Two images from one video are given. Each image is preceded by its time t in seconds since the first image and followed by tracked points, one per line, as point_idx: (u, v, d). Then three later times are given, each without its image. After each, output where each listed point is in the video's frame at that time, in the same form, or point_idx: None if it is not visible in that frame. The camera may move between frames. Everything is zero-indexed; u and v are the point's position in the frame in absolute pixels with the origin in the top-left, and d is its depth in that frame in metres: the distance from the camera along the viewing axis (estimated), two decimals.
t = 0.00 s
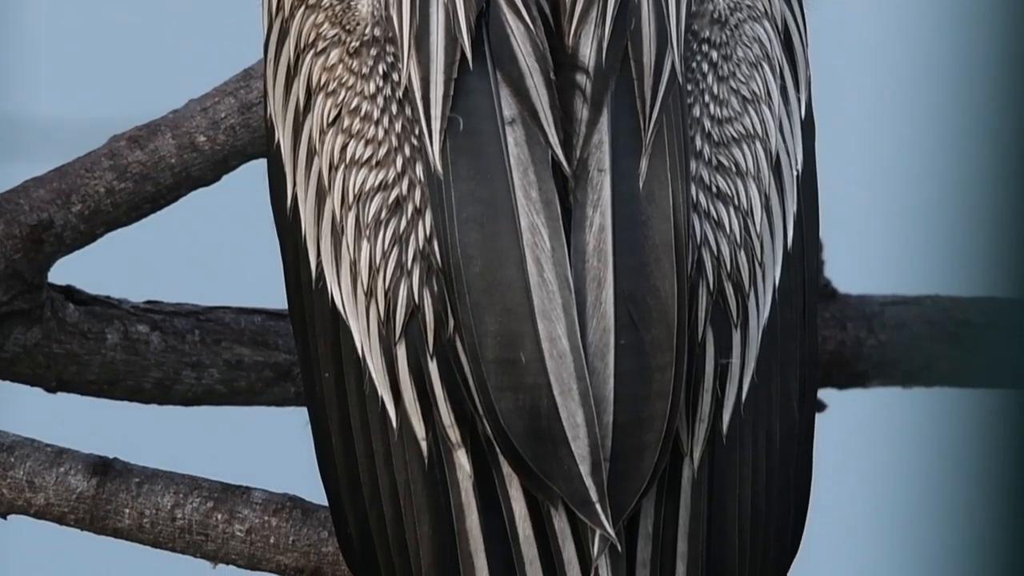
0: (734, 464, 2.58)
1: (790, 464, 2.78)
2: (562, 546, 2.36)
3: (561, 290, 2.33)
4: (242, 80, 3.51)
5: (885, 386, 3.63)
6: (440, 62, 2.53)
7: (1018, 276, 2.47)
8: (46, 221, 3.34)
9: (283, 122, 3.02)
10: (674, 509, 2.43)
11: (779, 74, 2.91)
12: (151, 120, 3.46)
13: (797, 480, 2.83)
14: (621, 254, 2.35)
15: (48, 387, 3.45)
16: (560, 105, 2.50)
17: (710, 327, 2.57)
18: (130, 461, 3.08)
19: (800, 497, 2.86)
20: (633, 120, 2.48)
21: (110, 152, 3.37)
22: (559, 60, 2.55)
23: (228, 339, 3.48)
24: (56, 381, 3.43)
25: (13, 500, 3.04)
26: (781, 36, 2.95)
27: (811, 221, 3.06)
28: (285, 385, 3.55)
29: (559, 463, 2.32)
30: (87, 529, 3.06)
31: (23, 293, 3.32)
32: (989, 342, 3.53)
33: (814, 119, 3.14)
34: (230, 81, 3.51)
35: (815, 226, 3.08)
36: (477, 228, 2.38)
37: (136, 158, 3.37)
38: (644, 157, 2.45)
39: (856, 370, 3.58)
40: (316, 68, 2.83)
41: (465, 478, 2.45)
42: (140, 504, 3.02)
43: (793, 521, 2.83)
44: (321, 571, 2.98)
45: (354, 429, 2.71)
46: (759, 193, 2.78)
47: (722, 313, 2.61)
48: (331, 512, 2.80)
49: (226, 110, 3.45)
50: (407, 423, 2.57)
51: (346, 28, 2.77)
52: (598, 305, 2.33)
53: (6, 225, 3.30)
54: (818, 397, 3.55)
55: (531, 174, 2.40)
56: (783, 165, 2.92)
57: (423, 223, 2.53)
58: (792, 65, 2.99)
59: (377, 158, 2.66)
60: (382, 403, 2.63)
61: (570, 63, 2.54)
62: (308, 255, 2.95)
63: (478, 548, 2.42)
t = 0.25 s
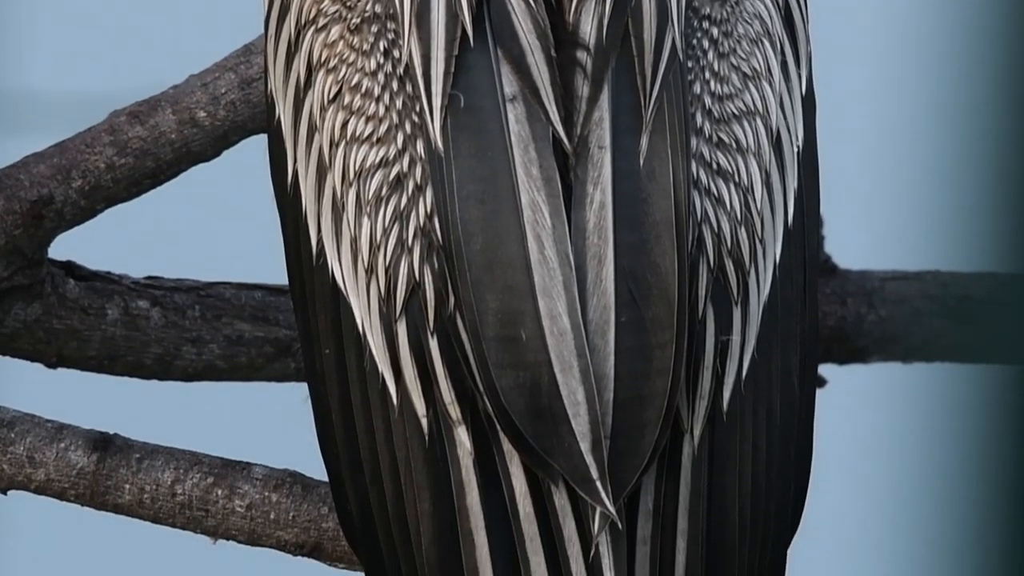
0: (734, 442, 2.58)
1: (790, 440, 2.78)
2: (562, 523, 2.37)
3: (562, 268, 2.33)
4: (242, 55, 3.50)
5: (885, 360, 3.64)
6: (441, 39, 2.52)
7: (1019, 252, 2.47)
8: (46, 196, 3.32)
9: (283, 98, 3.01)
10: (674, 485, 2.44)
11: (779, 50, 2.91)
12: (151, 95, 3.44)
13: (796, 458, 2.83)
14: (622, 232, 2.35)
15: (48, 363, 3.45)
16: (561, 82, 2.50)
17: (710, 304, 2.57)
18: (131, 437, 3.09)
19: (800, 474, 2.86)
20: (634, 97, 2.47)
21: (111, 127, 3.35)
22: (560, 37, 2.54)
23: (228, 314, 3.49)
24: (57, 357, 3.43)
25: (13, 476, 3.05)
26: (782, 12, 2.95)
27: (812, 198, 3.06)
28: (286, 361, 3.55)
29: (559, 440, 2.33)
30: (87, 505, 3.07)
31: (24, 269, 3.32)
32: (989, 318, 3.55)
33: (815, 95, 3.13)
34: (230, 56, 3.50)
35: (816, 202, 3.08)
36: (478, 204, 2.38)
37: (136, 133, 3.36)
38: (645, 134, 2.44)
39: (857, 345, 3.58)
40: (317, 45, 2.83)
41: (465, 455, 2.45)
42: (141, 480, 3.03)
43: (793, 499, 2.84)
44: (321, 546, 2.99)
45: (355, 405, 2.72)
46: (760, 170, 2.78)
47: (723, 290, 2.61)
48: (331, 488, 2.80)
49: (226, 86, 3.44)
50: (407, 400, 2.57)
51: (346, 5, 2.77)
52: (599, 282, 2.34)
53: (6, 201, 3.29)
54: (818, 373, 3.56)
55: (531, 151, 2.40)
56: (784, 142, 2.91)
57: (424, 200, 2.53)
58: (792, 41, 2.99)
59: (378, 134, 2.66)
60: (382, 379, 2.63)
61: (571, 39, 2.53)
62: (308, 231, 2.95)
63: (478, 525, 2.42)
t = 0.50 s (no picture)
0: (735, 421, 2.58)
1: (791, 419, 2.79)
2: (562, 503, 2.38)
3: (562, 247, 2.33)
4: (243, 33, 3.49)
5: (885, 337, 3.64)
6: (441, 18, 2.52)
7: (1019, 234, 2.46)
8: (46, 173, 3.31)
9: (284, 76, 3.01)
10: (675, 464, 2.44)
11: (780, 29, 2.90)
12: (151, 74, 3.43)
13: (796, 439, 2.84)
14: (622, 211, 2.35)
15: (49, 340, 3.45)
16: (562, 61, 2.50)
17: (711, 283, 2.57)
18: (131, 415, 3.09)
19: (799, 453, 2.86)
20: (635, 76, 2.47)
21: (110, 106, 3.34)
22: (561, 16, 2.54)
23: (229, 292, 3.49)
24: (57, 334, 3.43)
25: (14, 454, 3.05)
26: None
27: (813, 177, 3.06)
28: (286, 338, 3.55)
29: (559, 419, 2.33)
30: (88, 483, 3.07)
31: (24, 247, 3.31)
32: (989, 295, 3.55)
33: (816, 74, 3.13)
34: (231, 33, 3.49)
35: (817, 181, 3.08)
36: (479, 183, 2.38)
37: (136, 111, 3.35)
38: (645, 113, 2.44)
39: (857, 323, 3.59)
40: (319, 23, 2.83)
41: (465, 434, 2.46)
42: (141, 458, 3.03)
43: (792, 482, 2.84)
44: (321, 524, 3.00)
45: (355, 384, 2.72)
46: (761, 149, 2.78)
47: (724, 269, 2.61)
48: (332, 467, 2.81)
49: (227, 64, 3.43)
50: (408, 379, 2.57)
51: None
52: (599, 261, 2.34)
53: (6, 179, 3.28)
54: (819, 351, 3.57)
55: (532, 131, 2.39)
56: (785, 121, 2.91)
57: (425, 178, 2.53)
58: (794, 20, 2.98)
59: (378, 113, 2.66)
60: (383, 358, 2.64)
61: (573, 18, 2.52)
62: (309, 210, 2.95)
63: (478, 504, 2.43)
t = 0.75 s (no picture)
0: (735, 400, 2.58)
1: (792, 397, 2.79)
2: (561, 481, 2.38)
3: (562, 225, 2.33)
4: (242, 9, 3.49)
5: (886, 314, 3.65)
6: None
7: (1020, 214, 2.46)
8: (46, 150, 3.28)
9: (284, 53, 3.01)
10: (675, 442, 2.45)
11: (781, 7, 2.90)
12: (151, 50, 3.42)
13: (796, 421, 2.83)
14: (622, 190, 2.35)
15: (49, 317, 3.45)
16: (562, 40, 2.49)
17: (711, 262, 2.57)
18: (131, 391, 3.10)
19: (799, 434, 2.86)
20: (635, 55, 2.47)
21: (111, 82, 3.33)
22: None
23: (229, 269, 3.50)
24: (57, 311, 3.43)
25: (14, 431, 3.06)
26: None
27: (814, 155, 3.06)
28: (286, 315, 3.58)
29: (559, 398, 2.33)
30: (88, 460, 3.08)
31: (24, 224, 3.29)
32: (989, 272, 3.55)
33: (817, 52, 3.12)
34: (230, 9, 3.49)
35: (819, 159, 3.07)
36: (479, 161, 2.37)
37: (136, 88, 3.34)
38: (646, 92, 2.44)
39: (857, 299, 3.59)
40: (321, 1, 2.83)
41: (464, 412, 2.46)
42: (141, 435, 3.04)
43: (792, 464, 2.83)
44: (321, 501, 3.00)
45: (355, 361, 2.73)
46: (761, 128, 2.78)
47: (724, 248, 2.61)
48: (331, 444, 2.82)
49: (227, 40, 3.43)
50: (407, 357, 2.57)
51: None
52: (599, 240, 2.34)
53: (7, 155, 3.24)
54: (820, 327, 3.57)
55: (532, 109, 2.39)
56: (786, 99, 2.91)
57: (425, 156, 2.53)
58: None
59: (379, 91, 2.66)
60: (382, 336, 2.64)
61: None
62: (310, 187, 2.95)
63: (477, 482, 2.43)
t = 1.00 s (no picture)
0: (735, 380, 2.59)
1: (793, 375, 2.79)
2: (561, 461, 2.39)
3: (562, 205, 2.33)
4: None
5: (886, 293, 3.65)
6: None
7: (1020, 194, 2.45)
8: (47, 129, 3.28)
9: (284, 33, 3.00)
10: (675, 422, 2.45)
11: None
12: (151, 29, 3.41)
13: (796, 402, 2.83)
14: (622, 170, 2.35)
15: (50, 296, 3.46)
16: (562, 20, 2.49)
17: (711, 242, 2.57)
18: (132, 370, 3.11)
19: (800, 414, 2.86)
20: (635, 35, 2.47)
21: (111, 61, 3.32)
22: None
23: (229, 248, 3.50)
24: (58, 290, 3.43)
25: (14, 410, 3.07)
26: None
27: (815, 135, 3.05)
28: (286, 293, 3.58)
29: (558, 377, 2.34)
30: (88, 438, 3.09)
31: (25, 202, 3.30)
32: (989, 251, 3.56)
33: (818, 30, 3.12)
34: None
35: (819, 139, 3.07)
36: (479, 141, 2.37)
37: (136, 67, 3.33)
38: (645, 72, 2.44)
39: (857, 278, 3.59)
40: None
41: (464, 391, 2.46)
42: (142, 414, 3.05)
43: (792, 445, 2.82)
44: (321, 480, 3.00)
45: (355, 341, 2.73)
46: (761, 108, 2.77)
47: (724, 228, 2.61)
48: (332, 424, 2.82)
49: (227, 19, 3.42)
50: (407, 337, 2.57)
51: None
52: (599, 220, 2.34)
53: (7, 134, 3.25)
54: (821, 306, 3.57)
55: (532, 89, 2.40)
56: (786, 79, 2.91)
57: (425, 136, 2.53)
58: None
59: (379, 70, 2.65)
60: (382, 316, 2.64)
61: None
62: (310, 167, 2.94)
63: (477, 462, 2.43)
